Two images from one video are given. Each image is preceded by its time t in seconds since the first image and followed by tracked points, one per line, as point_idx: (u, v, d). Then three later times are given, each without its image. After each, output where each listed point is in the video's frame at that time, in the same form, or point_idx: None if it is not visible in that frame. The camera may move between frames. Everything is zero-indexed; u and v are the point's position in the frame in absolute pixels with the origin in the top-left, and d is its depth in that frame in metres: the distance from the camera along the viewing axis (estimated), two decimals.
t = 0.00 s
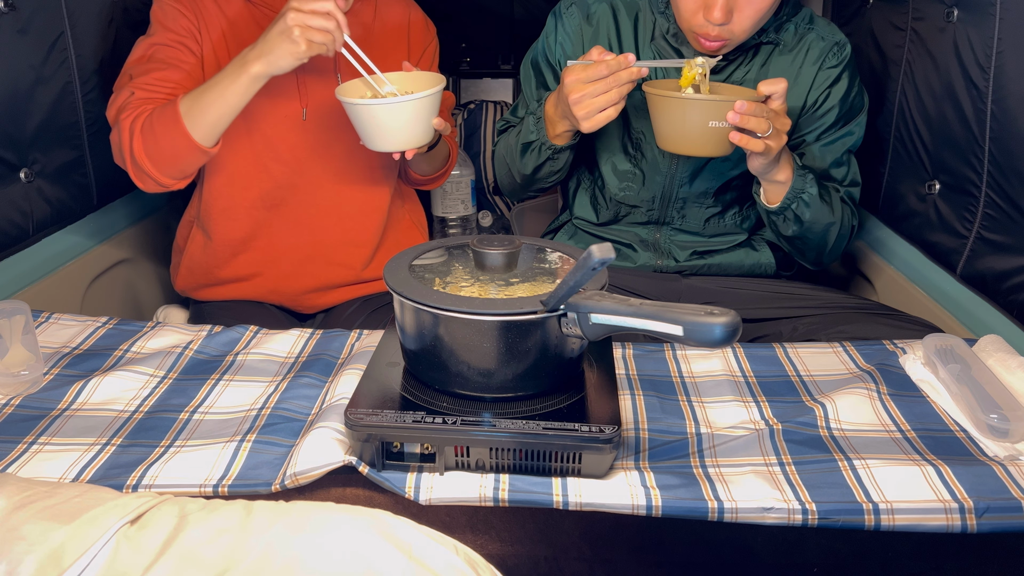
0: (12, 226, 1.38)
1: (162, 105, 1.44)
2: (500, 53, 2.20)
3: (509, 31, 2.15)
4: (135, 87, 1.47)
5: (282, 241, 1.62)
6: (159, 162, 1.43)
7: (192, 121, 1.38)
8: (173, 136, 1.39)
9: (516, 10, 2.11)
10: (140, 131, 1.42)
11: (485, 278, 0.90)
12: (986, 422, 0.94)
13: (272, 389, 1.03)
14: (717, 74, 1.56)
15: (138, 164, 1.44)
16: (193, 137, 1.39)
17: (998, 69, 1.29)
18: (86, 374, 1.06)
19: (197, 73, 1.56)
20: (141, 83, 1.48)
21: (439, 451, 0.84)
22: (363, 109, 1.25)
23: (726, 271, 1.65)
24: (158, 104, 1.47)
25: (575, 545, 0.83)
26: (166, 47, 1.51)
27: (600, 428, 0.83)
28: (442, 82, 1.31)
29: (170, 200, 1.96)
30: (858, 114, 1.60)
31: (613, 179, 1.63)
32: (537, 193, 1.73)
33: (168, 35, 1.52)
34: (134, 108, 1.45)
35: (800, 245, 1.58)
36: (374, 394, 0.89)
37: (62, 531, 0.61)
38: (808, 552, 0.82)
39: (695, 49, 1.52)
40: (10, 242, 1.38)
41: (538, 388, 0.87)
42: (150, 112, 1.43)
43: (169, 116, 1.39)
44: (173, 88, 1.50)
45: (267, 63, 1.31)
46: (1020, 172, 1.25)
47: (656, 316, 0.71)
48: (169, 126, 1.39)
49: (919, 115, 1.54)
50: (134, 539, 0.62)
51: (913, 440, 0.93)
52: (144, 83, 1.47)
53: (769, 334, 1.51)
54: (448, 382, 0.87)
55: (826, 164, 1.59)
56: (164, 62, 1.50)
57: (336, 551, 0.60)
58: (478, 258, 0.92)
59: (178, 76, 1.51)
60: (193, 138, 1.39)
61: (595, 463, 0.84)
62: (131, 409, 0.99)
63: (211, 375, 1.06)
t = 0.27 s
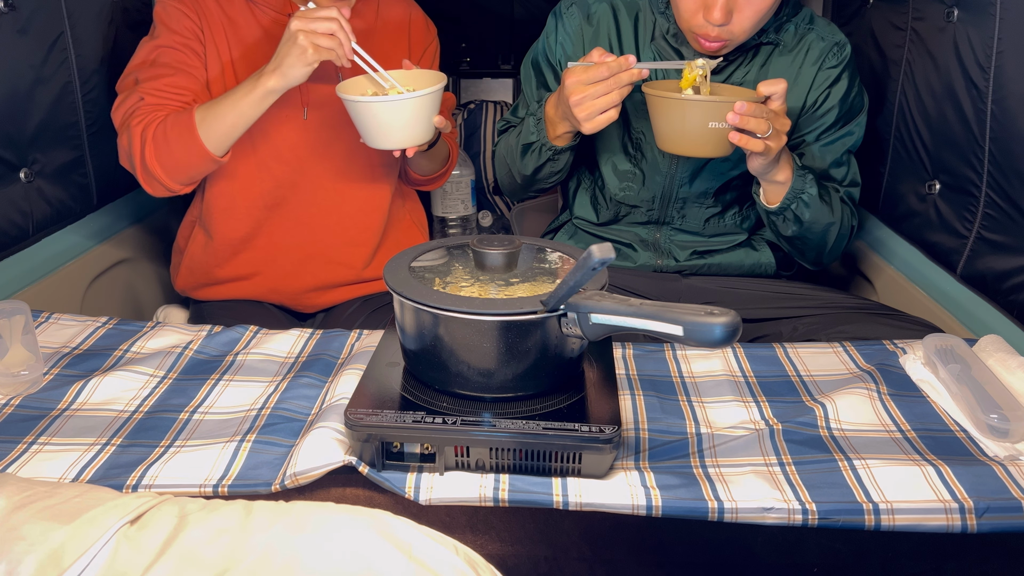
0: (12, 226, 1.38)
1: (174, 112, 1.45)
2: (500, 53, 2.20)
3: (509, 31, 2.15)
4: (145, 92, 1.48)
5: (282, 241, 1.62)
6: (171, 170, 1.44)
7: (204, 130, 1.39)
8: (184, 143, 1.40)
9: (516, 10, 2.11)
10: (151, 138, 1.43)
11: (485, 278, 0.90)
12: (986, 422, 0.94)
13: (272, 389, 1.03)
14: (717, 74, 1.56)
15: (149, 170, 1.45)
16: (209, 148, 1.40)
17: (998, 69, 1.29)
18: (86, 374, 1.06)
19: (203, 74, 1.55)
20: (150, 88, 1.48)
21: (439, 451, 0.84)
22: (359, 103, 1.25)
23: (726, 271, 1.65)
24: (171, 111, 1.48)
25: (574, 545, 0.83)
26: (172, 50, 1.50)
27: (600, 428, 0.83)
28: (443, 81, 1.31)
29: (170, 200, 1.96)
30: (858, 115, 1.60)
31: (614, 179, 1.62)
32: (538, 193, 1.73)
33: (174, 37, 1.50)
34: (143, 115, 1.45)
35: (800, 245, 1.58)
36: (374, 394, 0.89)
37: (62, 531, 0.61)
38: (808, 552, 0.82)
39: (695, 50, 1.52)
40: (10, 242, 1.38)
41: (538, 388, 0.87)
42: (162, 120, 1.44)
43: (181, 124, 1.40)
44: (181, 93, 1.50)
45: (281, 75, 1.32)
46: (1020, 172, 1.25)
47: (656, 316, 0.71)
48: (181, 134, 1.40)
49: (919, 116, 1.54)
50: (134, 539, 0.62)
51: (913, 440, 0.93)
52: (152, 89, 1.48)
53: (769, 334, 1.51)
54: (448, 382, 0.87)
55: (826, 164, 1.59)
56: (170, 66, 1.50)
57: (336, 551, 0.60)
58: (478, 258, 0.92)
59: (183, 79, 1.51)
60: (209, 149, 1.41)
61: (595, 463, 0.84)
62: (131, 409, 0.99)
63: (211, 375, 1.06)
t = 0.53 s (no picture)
0: (12, 226, 1.38)
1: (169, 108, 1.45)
2: (500, 53, 2.20)
3: (509, 31, 2.15)
4: (142, 91, 1.48)
5: (282, 240, 1.62)
6: (168, 168, 1.45)
7: (194, 123, 1.39)
8: (178, 139, 1.40)
9: (516, 10, 2.11)
10: (147, 134, 1.43)
11: (485, 278, 0.90)
12: (986, 422, 0.94)
13: (272, 389, 1.03)
14: (717, 74, 1.56)
15: (146, 167, 1.46)
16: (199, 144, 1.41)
17: (998, 69, 1.29)
18: (86, 374, 1.06)
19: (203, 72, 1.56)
20: (148, 86, 1.48)
21: (439, 451, 0.84)
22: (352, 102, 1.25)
23: (726, 271, 1.65)
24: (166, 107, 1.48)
25: (575, 545, 0.83)
26: (171, 48, 1.51)
27: (600, 428, 0.83)
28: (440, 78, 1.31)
29: (170, 200, 1.96)
30: (858, 114, 1.60)
31: (614, 179, 1.62)
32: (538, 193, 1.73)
33: (173, 35, 1.52)
34: (141, 112, 1.46)
35: (800, 245, 1.58)
36: (374, 394, 0.89)
37: (62, 531, 0.61)
38: (809, 552, 0.82)
39: (695, 50, 1.52)
40: (10, 242, 1.38)
41: (538, 388, 0.87)
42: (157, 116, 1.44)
43: (172, 118, 1.40)
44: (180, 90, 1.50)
45: (258, 65, 1.32)
46: (1020, 172, 1.25)
47: (655, 316, 0.71)
48: (174, 129, 1.40)
49: (919, 115, 1.54)
50: (134, 539, 0.62)
51: (913, 440, 0.93)
52: (150, 86, 1.48)
53: (769, 334, 1.51)
54: (448, 382, 0.87)
55: (825, 164, 1.59)
56: (169, 64, 1.50)
57: (336, 551, 0.60)
58: (478, 258, 0.92)
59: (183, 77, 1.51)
60: (199, 144, 1.41)
61: (595, 463, 0.84)
62: (130, 409, 0.99)
63: (211, 375, 1.06)
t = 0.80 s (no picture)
0: (12, 226, 1.38)
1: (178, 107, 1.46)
2: (500, 53, 2.20)
3: (509, 31, 2.15)
4: (148, 87, 1.48)
5: (282, 240, 1.62)
6: (173, 165, 1.45)
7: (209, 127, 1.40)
8: (188, 139, 1.41)
9: (516, 10, 2.11)
10: (154, 132, 1.43)
11: (485, 278, 0.90)
12: (986, 422, 0.94)
13: (272, 389, 1.03)
14: (716, 74, 1.56)
15: (150, 164, 1.46)
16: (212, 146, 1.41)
17: (998, 69, 1.29)
18: (86, 374, 1.06)
19: (206, 69, 1.55)
20: (153, 82, 1.48)
21: (439, 451, 0.84)
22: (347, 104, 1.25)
23: (726, 271, 1.65)
24: (174, 105, 1.48)
25: (575, 545, 0.83)
26: (176, 45, 1.51)
27: (600, 428, 0.83)
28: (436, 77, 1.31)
29: (170, 200, 1.96)
30: (857, 114, 1.60)
31: (613, 179, 1.63)
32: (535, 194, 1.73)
33: (178, 33, 1.51)
34: (147, 109, 1.46)
35: (799, 245, 1.58)
36: (375, 394, 0.89)
37: (62, 531, 0.61)
38: (808, 552, 0.82)
39: (695, 49, 1.52)
40: (10, 242, 1.38)
41: (538, 388, 0.87)
42: (165, 113, 1.44)
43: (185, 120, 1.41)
44: (184, 88, 1.50)
45: (282, 75, 1.32)
46: (1020, 172, 1.25)
47: (655, 316, 0.71)
48: (185, 129, 1.40)
49: (919, 115, 1.54)
50: (134, 539, 0.62)
51: (913, 440, 0.93)
52: (155, 83, 1.48)
53: (769, 334, 1.51)
54: (448, 382, 0.87)
55: (825, 163, 1.59)
56: (173, 61, 1.50)
57: (336, 551, 0.60)
58: (478, 258, 0.92)
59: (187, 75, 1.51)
60: (210, 145, 1.41)
61: (595, 463, 0.84)
62: (131, 409, 0.99)
63: (211, 375, 1.06)
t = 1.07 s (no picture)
0: (12, 226, 1.38)
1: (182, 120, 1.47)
2: (500, 52, 2.20)
3: (509, 31, 2.15)
4: (152, 97, 1.49)
5: (283, 239, 1.62)
6: (178, 175, 1.46)
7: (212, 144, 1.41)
8: (191, 153, 1.42)
9: (516, 10, 2.11)
10: (159, 145, 1.45)
11: (485, 278, 0.90)
12: (986, 422, 0.94)
13: (272, 389, 1.03)
14: (716, 73, 1.56)
15: (157, 175, 1.48)
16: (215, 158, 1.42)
17: (998, 69, 1.29)
18: (86, 374, 1.06)
19: (209, 72, 1.55)
20: (156, 94, 1.49)
21: (440, 451, 0.84)
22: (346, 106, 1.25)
23: (726, 271, 1.65)
24: (178, 117, 1.49)
25: (575, 545, 0.83)
26: (178, 50, 1.51)
27: (600, 428, 0.83)
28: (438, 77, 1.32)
29: (170, 200, 1.96)
30: (856, 113, 1.60)
31: (613, 180, 1.63)
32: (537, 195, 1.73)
33: (179, 36, 1.51)
34: (151, 121, 1.47)
35: (799, 245, 1.58)
36: (374, 394, 0.89)
37: (62, 531, 0.61)
38: (808, 552, 0.82)
39: (695, 49, 1.52)
40: (10, 242, 1.38)
41: (538, 388, 0.87)
42: (170, 126, 1.46)
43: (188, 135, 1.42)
44: (188, 96, 1.51)
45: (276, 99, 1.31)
46: (1020, 172, 1.25)
47: (655, 316, 0.71)
48: (188, 144, 1.42)
49: (919, 115, 1.54)
50: (134, 539, 0.62)
51: (913, 440, 0.93)
52: (158, 93, 1.49)
53: (769, 334, 1.51)
54: (448, 381, 0.87)
55: (825, 162, 1.59)
56: (175, 68, 1.51)
57: (336, 551, 0.60)
58: (478, 258, 0.92)
59: (189, 82, 1.51)
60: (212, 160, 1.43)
61: (595, 463, 0.84)
62: (131, 409, 0.99)
63: (211, 375, 1.06)
